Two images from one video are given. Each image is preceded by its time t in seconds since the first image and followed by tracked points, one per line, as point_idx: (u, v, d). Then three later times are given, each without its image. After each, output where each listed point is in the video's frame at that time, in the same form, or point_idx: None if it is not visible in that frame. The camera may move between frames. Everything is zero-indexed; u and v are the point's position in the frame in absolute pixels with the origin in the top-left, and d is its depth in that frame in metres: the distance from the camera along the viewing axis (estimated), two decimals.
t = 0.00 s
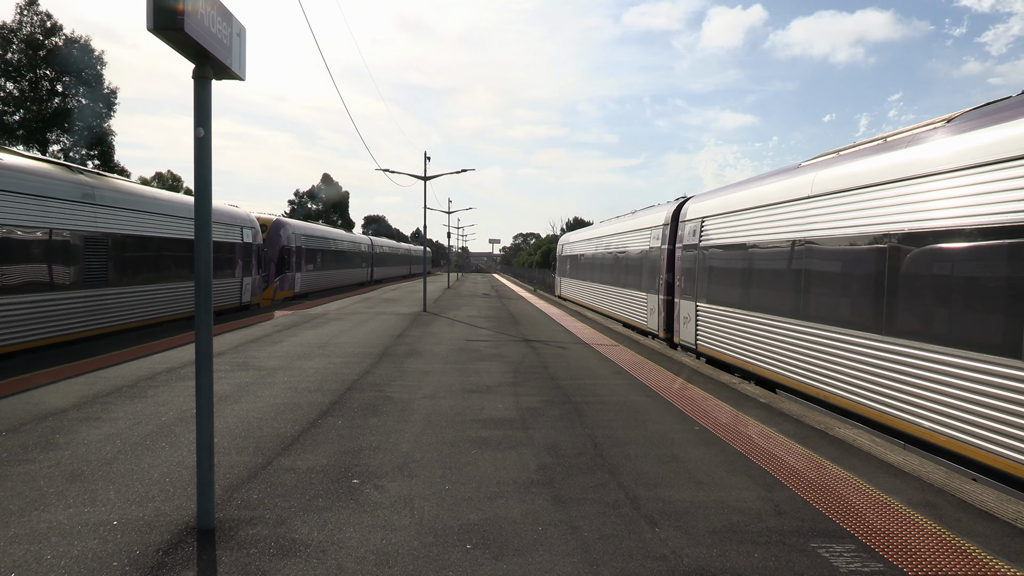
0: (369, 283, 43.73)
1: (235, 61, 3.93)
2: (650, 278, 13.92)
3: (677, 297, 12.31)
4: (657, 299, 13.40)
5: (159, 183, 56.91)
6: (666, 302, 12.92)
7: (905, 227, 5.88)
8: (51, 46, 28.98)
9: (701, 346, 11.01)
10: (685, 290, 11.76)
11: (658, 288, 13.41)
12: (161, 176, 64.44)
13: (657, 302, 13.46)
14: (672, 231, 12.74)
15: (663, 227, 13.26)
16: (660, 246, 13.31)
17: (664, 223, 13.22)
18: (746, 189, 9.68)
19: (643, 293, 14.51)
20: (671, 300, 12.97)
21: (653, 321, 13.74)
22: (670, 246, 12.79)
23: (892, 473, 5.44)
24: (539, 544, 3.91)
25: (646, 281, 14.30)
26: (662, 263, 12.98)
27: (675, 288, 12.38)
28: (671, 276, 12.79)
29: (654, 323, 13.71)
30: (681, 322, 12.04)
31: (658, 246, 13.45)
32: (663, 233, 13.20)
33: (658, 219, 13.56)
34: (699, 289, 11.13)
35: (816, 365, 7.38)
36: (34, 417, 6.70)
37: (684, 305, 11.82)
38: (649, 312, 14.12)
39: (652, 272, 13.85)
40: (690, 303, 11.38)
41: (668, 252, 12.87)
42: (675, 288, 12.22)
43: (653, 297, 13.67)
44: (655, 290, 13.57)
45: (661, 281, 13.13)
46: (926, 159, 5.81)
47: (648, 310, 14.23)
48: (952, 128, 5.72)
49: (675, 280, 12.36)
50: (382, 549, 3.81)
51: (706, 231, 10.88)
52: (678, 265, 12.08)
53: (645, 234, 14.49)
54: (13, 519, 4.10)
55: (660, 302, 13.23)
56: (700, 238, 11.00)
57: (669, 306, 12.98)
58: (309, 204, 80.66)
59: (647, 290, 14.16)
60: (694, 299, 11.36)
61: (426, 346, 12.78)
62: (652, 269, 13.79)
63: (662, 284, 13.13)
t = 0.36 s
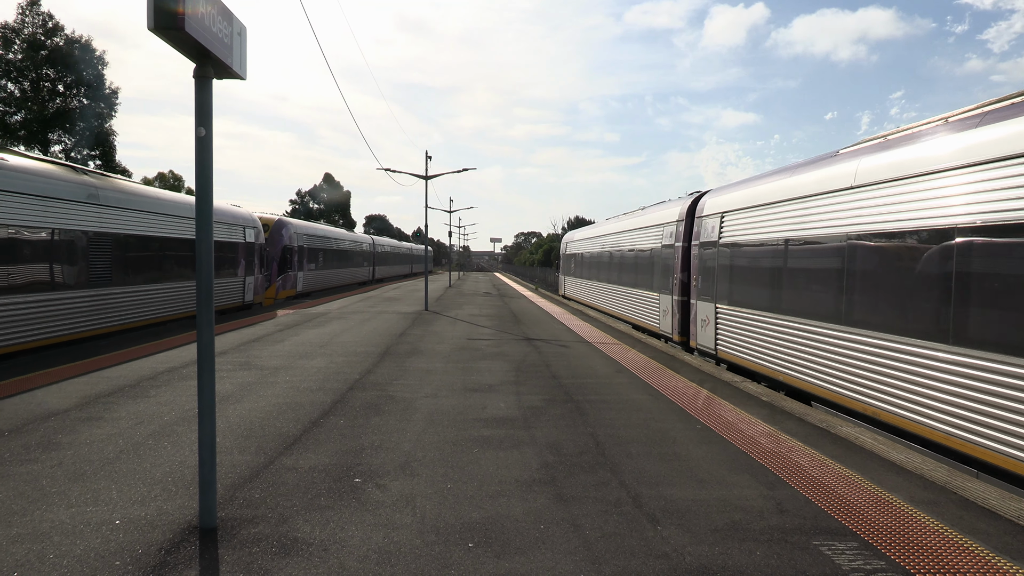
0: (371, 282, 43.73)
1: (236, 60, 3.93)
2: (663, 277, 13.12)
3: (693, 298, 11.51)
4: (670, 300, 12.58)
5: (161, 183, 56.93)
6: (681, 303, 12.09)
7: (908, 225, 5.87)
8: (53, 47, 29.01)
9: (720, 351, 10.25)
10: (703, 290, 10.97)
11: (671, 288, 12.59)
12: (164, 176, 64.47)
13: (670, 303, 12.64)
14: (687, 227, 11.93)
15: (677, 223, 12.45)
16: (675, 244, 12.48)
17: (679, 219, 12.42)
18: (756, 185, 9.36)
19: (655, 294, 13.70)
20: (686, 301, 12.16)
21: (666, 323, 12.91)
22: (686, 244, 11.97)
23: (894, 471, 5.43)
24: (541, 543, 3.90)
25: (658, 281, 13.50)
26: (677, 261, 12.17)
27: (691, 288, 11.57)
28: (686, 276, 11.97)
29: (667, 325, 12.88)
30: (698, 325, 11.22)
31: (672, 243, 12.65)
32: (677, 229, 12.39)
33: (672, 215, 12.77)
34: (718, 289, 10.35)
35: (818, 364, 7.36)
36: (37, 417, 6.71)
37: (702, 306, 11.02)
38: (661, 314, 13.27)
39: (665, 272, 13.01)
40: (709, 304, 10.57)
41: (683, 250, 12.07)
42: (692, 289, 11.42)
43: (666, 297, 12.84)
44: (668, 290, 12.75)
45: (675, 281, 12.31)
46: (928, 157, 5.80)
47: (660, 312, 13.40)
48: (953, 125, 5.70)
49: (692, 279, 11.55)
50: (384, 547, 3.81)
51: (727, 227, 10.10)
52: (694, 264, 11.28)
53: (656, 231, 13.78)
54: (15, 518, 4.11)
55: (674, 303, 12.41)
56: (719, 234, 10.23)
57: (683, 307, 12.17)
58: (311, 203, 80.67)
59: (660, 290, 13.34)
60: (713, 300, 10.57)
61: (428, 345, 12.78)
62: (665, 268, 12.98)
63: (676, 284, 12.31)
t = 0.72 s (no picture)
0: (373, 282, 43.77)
1: (237, 61, 3.93)
2: (677, 277, 12.32)
3: (711, 299, 10.71)
4: (686, 302, 11.74)
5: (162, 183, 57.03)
6: (697, 305, 11.34)
7: (911, 223, 5.86)
8: (54, 47, 29.06)
9: (742, 357, 9.49)
10: (722, 292, 10.19)
11: (687, 289, 11.76)
12: (165, 176, 64.54)
13: (686, 305, 11.79)
14: (704, 224, 11.19)
15: (694, 220, 11.64)
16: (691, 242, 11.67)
17: (696, 215, 11.62)
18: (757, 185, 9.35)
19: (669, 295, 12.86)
20: (703, 303, 11.33)
21: (682, 327, 12.06)
22: (702, 242, 11.22)
23: (896, 469, 5.43)
24: (544, 542, 3.91)
25: (672, 282, 12.67)
26: (692, 261, 11.43)
27: (709, 289, 10.74)
28: (702, 276, 11.23)
29: (683, 329, 12.03)
30: (717, 328, 10.40)
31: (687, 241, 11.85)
32: (694, 226, 11.59)
33: (687, 211, 11.99)
34: (740, 290, 9.60)
35: (820, 363, 7.34)
36: (40, 417, 6.73)
37: (721, 309, 10.21)
38: (676, 316, 12.42)
39: (680, 272, 12.18)
40: (731, 306, 9.77)
41: (700, 249, 11.26)
42: (710, 290, 10.66)
43: (682, 299, 12.01)
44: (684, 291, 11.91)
45: (691, 281, 11.49)
46: (931, 155, 5.78)
47: (674, 315, 12.58)
48: (956, 124, 5.69)
49: (710, 280, 10.73)
50: (387, 547, 3.81)
51: (751, 223, 9.33)
52: (713, 263, 10.54)
53: (670, 228, 13.04)
54: (19, 518, 4.12)
55: (690, 306, 11.57)
56: (741, 230, 9.47)
57: (700, 309, 11.34)
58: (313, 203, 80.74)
59: (674, 291, 12.51)
60: (733, 302, 9.83)
61: (430, 344, 12.79)
62: (680, 268, 12.17)
63: (693, 285, 11.48)
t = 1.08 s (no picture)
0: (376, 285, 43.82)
1: (243, 65, 3.96)
2: (694, 284, 11.60)
3: (732, 309, 9.96)
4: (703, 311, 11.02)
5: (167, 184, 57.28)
6: (716, 315, 10.61)
7: (914, 232, 5.87)
8: (60, 49, 29.23)
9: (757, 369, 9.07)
10: (745, 301, 9.48)
11: (705, 297, 11.04)
12: (169, 177, 64.79)
13: (704, 315, 11.06)
14: (725, 228, 10.46)
15: (712, 224, 10.93)
16: (709, 247, 10.96)
17: (714, 219, 10.93)
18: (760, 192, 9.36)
19: (683, 303, 12.13)
20: (721, 312, 10.63)
21: (699, 337, 11.31)
22: (722, 247, 10.50)
23: (897, 478, 5.42)
24: (545, 548, 3.91)
25: (687, 289, 11.97)
26: (711, 267, 10.69)
27: (730, 298, 10.03)
28: (722, 284, 10.52)
29: (700, 340, 11.28)
30: (738, 340, 9.66)
31: (705, 247, 11.14)
32: (712, 231, 10.90)
33: (705, 214, 11.29)
34: (765, 300, 8.86)
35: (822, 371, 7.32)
36: (43, 418, 6.76)
37: (743, 319, 9.50)
38: (692, 326, 11.70)
39: (696, 280, 11.48)
40: (756, 317, 9.04)
41: (719, 255, 10.56)
42: (731, 299, 9.93)
43: (698, 308, 11.27)
44: (701, 300, 11.18)
45: (709, 289, 10.79)
46: (934, 165, 5.80)
47: (689, 324, 11.85)
48: (960, 133, 5.70)
49: (731, 288, 10.02)
50: (387, 551, 3.82)
51: (777, 227, 8.63)
52: (735, 270, 9.83)
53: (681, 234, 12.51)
54: (21, 519, 4.14)
55: (708, 315, 10.85)
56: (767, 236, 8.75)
57: (719, 319, 10.62)
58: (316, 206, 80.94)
59: (689, 299, 11.78)
60: (758, 313, 9.07)
61: (432, 349, 12.80)
62: (697, 275, 11.45)
63: (711, 294, 10.76)
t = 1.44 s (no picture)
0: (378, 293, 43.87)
1: (245, 73, 3.99)
2: (711, 292, 10.86)
3: (755, 318, 9.22)
4: (721, 320, 10.27)
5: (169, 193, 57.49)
6: (736, 324, 9.87)
7: (913, 236, 5.90)
8: (62, 59, 29.41)
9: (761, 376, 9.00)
10: (770, 309, 8.71)
11: (723, 306, 10.28)
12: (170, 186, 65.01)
13: (722, 325, 10.30)
14: (745, 231, 9.76)
15: (731, 227, 10.21)
16: (728, 252, 10.23)
17: (733, 221, 10.23)
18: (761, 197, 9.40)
19: (699, 312, 11.38)
20: (742, 321, 9.86)
21: (718, 349, 10.52)
22: (743, 252, 9.79)
23: (901, 483, 5.41)
24: (549, 555, 3.91)
25: (702, 296, 11.25)
26: (731, 274, 9.97)
27: (752, 306, 9.28)
28: (742, 291, 9.80)
29: (719, 352, 10.49)
30: (763, 352, 8.88)
31: (723, 251, 10.42)
32: (731, 235, 10.20)
33: (723, 216, 10.58)
34: (794, 309, 8.07)
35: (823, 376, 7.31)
36: (46, 427, 6.76)
37: (768, 329, 8.74)
38: (709, 337, 10.92)
39: (713, 287, 10.76)
40: (784, 326, 8.27)
41: (740, 259, 9.82)
42: (755, 308, 9.16)
43: (717, 317, 10.50)
44: (720, 308, 10.42)
45: (728, 297, 10.06)
46: (934, 169, 5.81)
47: (705, 335, 11.11)
48: (960, 138, 5.72)
49: (754, 295, 9.26)
50: (391, 560, 3.81)
51: (805, 229, 7.93)
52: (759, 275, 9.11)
53: (694, 237, 11.96)
54: (24, 529, 4.14)
55: (727, 325, 10.07)
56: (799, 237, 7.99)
57: (740, 329, 9.85)
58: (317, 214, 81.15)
59: (705, 308, 11.04)
60: (786, 322, 8.26)
61: (434, 356, 12.81)
62: (715, 281, 10.71)
63: (730, 302, 10.00)
